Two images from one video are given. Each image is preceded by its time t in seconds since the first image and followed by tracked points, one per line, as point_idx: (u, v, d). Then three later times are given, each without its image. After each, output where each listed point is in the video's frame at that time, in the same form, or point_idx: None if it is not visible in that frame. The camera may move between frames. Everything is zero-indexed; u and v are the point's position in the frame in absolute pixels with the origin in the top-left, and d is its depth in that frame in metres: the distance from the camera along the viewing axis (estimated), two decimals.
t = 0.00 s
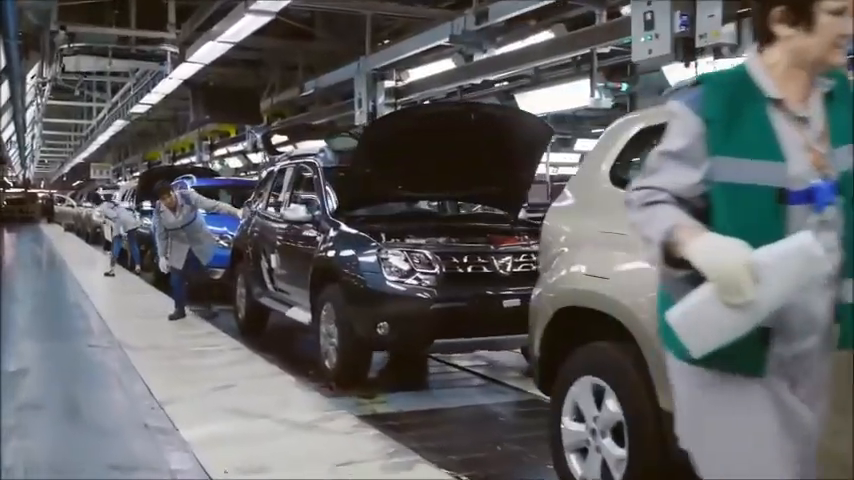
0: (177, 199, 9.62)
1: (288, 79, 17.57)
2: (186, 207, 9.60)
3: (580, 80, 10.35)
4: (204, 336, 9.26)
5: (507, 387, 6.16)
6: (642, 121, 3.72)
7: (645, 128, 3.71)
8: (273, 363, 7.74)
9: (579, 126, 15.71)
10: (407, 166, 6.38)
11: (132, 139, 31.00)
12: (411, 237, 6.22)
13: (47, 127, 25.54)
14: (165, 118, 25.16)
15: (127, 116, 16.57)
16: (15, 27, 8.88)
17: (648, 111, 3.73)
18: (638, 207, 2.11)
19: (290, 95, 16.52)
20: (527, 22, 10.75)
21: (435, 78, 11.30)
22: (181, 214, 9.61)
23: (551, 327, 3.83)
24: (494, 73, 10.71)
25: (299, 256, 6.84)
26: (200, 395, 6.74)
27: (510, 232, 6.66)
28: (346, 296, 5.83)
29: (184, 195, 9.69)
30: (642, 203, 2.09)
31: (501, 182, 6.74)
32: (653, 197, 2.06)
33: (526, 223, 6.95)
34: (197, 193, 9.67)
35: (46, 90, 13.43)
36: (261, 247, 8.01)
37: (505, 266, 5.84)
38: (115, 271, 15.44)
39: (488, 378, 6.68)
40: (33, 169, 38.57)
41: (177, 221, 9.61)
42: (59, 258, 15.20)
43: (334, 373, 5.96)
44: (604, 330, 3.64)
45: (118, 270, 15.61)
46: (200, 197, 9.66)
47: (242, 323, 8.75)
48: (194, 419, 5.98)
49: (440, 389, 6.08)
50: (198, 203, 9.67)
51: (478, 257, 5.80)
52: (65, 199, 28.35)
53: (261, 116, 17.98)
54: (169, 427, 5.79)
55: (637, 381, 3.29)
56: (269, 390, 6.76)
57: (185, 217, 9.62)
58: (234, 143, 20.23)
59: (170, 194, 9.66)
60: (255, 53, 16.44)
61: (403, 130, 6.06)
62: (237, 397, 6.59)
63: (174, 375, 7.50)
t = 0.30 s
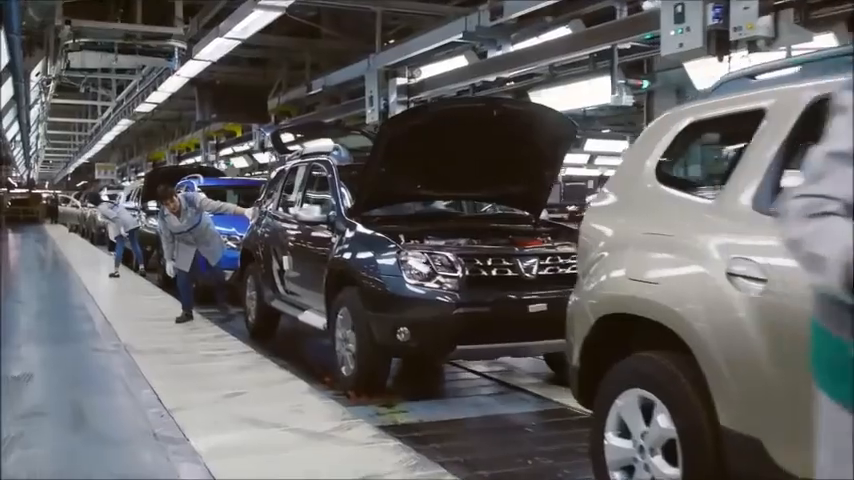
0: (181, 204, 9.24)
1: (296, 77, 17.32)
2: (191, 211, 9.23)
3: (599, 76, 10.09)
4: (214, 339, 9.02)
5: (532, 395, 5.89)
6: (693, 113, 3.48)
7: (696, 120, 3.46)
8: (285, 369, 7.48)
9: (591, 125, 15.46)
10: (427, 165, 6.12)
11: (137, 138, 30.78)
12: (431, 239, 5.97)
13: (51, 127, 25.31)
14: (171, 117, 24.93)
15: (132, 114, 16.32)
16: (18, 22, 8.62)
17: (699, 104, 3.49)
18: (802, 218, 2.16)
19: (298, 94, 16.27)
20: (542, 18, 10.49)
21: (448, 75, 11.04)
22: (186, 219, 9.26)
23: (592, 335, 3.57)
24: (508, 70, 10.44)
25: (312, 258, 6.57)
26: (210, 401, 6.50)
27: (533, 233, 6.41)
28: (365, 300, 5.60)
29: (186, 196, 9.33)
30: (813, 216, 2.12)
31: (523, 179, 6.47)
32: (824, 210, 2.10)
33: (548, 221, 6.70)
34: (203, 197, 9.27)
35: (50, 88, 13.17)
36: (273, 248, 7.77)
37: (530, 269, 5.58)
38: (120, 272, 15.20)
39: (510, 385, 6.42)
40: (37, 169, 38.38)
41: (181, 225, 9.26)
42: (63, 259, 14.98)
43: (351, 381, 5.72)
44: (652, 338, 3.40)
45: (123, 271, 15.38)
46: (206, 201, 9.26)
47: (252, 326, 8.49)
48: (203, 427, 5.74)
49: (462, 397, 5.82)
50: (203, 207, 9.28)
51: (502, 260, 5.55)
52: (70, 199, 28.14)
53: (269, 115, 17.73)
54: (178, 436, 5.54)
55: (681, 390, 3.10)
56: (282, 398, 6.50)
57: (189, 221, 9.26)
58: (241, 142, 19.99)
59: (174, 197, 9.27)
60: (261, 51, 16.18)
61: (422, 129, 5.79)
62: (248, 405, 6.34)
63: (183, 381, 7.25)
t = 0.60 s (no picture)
0: (190, 209, 8.86)
1: (306, 75, 17.05)
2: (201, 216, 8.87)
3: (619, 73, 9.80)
4: (226, 344, 8.75)
5: (563, 405, 5.61)
6: (757, 107, 3.20)
7: (761, 113, 3.19)
8: (302, 376, 7.20)
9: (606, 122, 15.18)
10: (453, 164, 5.85)
11: (144, 137, 30.54)
12: (456, 240, 5.69)
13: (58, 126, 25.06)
14: (178, 117, 24.68)
15: (139, 113, 16.05)
16: (24, 18, 8.34)
17: (764, 96, 3.21)
18: None
19: (308, 92, 16.00)
20: (562, 13, 10.20)
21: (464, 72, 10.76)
22: (196, 224, 8.92)
23: (647, 346, 3.37)
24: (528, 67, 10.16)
25: (330, 262, 6.31)
26: (225, 411, 6.22)
27: (561, 234, 6.13)
28: (389, 306, 5.33)
29: (196, 199, 8.93)
30: None
31: (551, 178, 6.21)
32: None
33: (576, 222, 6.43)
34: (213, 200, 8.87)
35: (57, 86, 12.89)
36: (288, 251, 7.50)
37: (563, 274, 5.29)
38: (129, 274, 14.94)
39: (538, 393, 6.15)
40: (44, 169, 38.16)
41: (192, 229, 8.94)
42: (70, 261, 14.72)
43: (373, 391, 5.44)
44: (715, 352, 3.20)
45: (132, 273, 15.12)
46: (216, 205, 8.88)
47: (266, 331, 8.22)
48: (219, 440, 5.46)
49: (490, 407, 5.54)
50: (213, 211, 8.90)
51: (534, 264, 5.25)
52: (77, 199, 27.90)
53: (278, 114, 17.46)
54: (193, 449, 5.26)
55: (753, 410, 2.85)
56: (299, 408, 6.22)
57: (200, 226, 8.93)
58: (250, 141, 19.74)
59: (184, 202, 8.88)
60: (272, 48, 15.92)
61: (449, 124, 5.54)
62: (265, 415, 6.07)
63: (196, 389, 6.96)
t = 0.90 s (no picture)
0: (202, 217, 8.71)
1: (316, 74, 16.82)
2: (213, 223, 8.74)
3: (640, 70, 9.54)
4: (236, 348, 8.51)
5: (591, 415, 5.37)
6: (825, 98, 3.01)
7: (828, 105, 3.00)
8: (316, 382, 6.97)
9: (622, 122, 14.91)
10: (479, 162, 5.61)
11: (152, 137, 30.33)
12: (481, 243, 5.44)
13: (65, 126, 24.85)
14: (187, 116, 24.45)
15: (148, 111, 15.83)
16: (31, 12, 8.10)
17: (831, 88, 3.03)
18: None
19: (319, 91, 15.76)
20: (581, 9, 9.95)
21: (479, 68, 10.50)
22: (208, 231, 8.77)
23: (702, 358, 3.16)
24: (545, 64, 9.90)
25: (348, 265, 6.06)
26: (238, 420, 5.98)
27: (589, 235, 5.89)
28: (410, 312, 5.09)
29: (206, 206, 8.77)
30: None
31: (578, 176, 5.98)
32: None
33: (603, 223, 6.19)
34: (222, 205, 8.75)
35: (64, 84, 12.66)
36: (302, 253, 7.27)
37: (595, 277, 5.05)
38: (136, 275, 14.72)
39: (563, 401, 5.90)
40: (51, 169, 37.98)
41: (203, 236, 8.79)
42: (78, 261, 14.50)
43: (393, 400, 5.20)
44: (786, 368, 3.01)
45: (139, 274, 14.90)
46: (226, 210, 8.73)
47: (279, 335, 7.99)
48: (232, 451, 5.21)
49: (516, 417, 5.30)
50: (224, 217, 8.78)
51: (564, 267, 5.01)
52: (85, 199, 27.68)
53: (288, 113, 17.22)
54: (205, 461, 5.01)
55: (823, 427, 2.65)
56: (315, 416, 5.98)
57: (212, 233, 8.79)
58: (259, 141, 19.50)
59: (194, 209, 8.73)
60: (281, 47, 15.68)
61: (474, 120, 5.31)
62: (278, 424, 5.83)
63: (207, 397, 6.73)
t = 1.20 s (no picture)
0: (222, 223, 8.34)
1: (329, 72, 16.54)
2: (233, 229, 8.36)
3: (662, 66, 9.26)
4: (250, 354, 8.25)
5: (627, 426, 5.09)
6: None
7: None
8: (335, 390, 6.70)
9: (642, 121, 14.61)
10: (509, 161, 5.34)
11: (163, 137, 30.09)
12: (511, 246, 5.16)
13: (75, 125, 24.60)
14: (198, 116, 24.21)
15: (158, 111, 15.58)
16: (39, 6, 7.84)
17: None
18: None
19: (332, 89, 15.50)
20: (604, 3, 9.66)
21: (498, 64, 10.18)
22: (228, 237, 8.40)
23: (774, 374, 3.03)
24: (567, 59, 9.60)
25: (370, 267, 5.79)
26: (254, 432, 5.72)
27: (622, 236, 5.60)
28: (437, 318, 4.83)
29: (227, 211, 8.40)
30: None
31: (611, 176, 5.69)
32: None
33: (637, 224, 5.90)
34: (242, 211, 8.35)
35: (73, 81, 12.41)
36: (319, 256, 7.00)
37: (634, 282, 4.75)
38: (147, 277, 14.48)
39: (595, 410, 5.62)
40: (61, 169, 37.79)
41: (224, 242, 8.42)
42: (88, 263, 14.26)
43: (420, 412, 4.92)
44: None
45: (150, 276, 14.65)
46: (247, 215, 8.36)
47: (295, 340, 7.73)
48: (251, 466, 4.94)
49: (550, 429, 5.03)
50: (244, 222, 8.38)
51: (602, 271, 4.72)
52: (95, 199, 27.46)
53: (300, 112, 16.96)
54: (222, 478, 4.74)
55: None
56: (336, 426, 5.72)
57: (233, 239, 8.42)
58: (270, 141, 19.24)
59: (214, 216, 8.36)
60: (293, 45, 15.40)
61: (505, 116, 5.03)
62: (297, 436, 5.56)
63: (222, 406, 6.47)
